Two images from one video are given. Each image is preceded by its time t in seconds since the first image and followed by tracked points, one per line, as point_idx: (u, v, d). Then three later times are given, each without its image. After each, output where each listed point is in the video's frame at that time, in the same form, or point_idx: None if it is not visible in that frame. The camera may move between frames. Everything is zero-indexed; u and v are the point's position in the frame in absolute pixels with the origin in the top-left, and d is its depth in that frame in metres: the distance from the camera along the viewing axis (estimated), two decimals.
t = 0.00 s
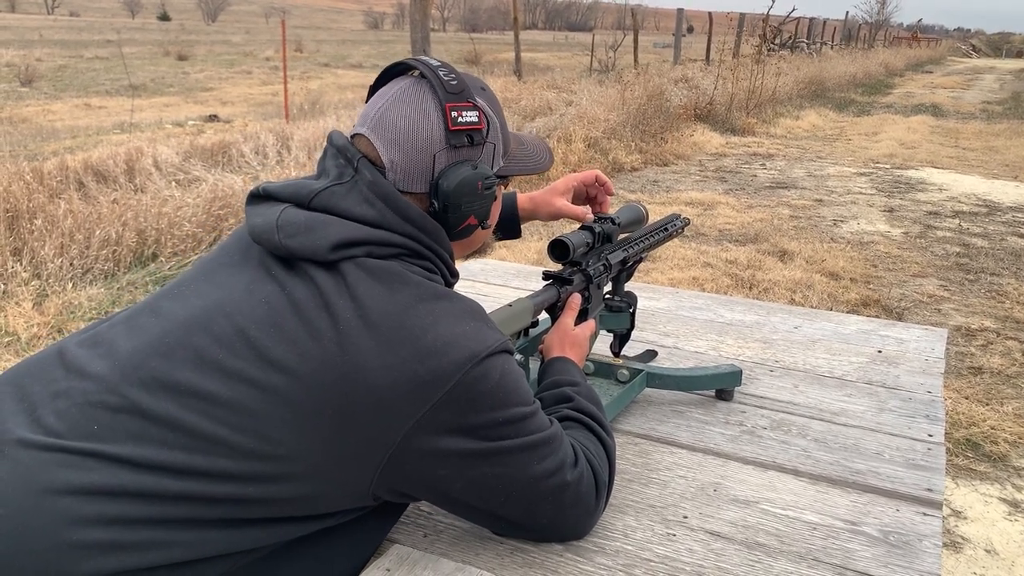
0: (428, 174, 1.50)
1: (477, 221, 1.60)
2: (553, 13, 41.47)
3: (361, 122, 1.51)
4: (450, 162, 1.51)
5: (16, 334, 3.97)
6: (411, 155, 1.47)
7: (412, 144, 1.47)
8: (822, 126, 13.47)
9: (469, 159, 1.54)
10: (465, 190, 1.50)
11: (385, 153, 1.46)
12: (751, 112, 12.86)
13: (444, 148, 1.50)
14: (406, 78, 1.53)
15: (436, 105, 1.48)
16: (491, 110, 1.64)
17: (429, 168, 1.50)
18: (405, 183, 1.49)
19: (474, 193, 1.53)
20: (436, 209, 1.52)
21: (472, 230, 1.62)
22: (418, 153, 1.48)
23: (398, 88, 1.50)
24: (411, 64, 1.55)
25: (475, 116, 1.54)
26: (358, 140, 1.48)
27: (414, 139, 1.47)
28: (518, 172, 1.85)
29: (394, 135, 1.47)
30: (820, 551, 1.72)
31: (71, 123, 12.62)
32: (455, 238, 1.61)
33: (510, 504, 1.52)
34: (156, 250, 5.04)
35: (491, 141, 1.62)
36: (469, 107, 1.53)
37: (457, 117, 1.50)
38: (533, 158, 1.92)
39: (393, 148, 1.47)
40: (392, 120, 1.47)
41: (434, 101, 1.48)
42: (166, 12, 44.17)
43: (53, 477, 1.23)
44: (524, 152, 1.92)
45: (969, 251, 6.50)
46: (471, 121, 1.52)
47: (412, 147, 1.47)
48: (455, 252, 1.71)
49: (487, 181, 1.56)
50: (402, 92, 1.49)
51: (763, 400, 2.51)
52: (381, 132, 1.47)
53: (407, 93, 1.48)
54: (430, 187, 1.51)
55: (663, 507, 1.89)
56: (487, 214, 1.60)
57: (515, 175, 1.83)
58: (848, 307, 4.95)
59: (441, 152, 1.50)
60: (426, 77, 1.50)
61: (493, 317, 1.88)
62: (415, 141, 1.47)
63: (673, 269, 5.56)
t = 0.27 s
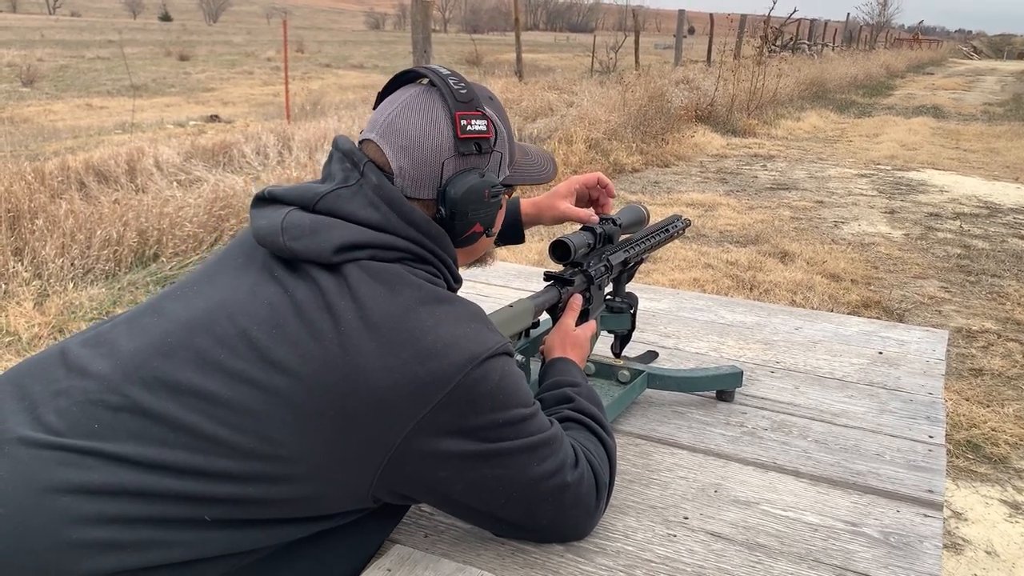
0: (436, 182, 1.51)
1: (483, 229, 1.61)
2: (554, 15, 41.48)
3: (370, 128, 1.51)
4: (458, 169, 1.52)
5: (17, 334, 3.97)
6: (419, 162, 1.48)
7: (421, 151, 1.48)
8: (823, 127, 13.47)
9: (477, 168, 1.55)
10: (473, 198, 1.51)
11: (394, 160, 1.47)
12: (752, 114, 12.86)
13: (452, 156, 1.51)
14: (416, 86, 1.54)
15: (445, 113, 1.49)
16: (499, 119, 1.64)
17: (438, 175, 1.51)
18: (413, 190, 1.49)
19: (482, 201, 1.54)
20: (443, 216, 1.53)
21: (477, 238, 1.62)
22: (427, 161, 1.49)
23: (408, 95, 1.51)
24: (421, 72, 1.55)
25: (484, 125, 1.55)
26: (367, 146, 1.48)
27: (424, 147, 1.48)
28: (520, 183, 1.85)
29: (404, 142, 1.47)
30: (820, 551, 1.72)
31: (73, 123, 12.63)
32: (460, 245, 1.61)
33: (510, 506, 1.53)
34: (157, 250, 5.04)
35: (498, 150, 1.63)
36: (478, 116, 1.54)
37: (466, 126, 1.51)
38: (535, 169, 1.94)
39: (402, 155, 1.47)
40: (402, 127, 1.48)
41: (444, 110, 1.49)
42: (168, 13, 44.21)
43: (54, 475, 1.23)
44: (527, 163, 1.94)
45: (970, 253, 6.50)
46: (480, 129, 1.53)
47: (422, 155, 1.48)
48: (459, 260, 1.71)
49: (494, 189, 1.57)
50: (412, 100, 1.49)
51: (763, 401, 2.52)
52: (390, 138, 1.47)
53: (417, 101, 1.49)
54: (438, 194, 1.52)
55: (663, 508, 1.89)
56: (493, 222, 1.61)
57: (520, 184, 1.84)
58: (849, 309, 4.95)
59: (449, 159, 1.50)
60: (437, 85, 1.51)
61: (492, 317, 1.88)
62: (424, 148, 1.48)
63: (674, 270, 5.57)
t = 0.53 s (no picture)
0: (448, 189, 1.52)
1: (491, 236, 1.62)
2: (555, 16, 41.48)
3: (382, 134, 1.53)
4: (469, 176, 1.54)
5: (18, 333, 3.97)
6: (432, 168, 1.50)
7: (435, 157, 1.49)
8: (825, 128, 13.47)
9: (487, 175, 1.57)
10: (484, 204, 1.53)
11: (408, 165, 1.48)
12: (753, 115, 12.86)
13: (464, 162, 1.52)
14: (429, 94, 1.56)
15: (459, 121, 1.52)
16: (509, 128, 1.67)
17: (450, 182, 1.52)
18: (425, 196, 1.51)
19: (492, 208, 1.56)
20: (454, 222, 1.54)
21: (485, 244, 1.64)
22: (440, 167, 1.50)
23: (422, 103, 1.53)
24: (434, 81, 1.57)
25: (495, 134, 1.57)
26: (380, 151, 1.49)
27: (438, 154, 1.50)
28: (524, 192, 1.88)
29: (418, 148, 1.49)
30: (821, 552, 1.72)
31: (74, 123, 12.64)
32: (468, 251, 1.62)
33: (513, 505, 1.53)
34: (159, 250, 5.04)
35: (508, 159, 1.65)
36: (490, 125, 1.56)
37: (479, 134, 1.53)
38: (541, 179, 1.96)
39: (415, 161, 1.49)
40: (415, 134, 1.49)
41: (457, 118, 1.51)
42: (170, 13, 44.25)
43: (60, 472, 1.24)
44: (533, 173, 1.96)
45: (972, 254, 6.49)
46: (491, 138, 1.56)
47: (435, 161, 1.50)
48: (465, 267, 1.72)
49: (504, 196, 1.59)
50: (426, 108, 1.51)
51: (764, 402, 2.52)
52: (404, 143, 1.49)
53: (431, 108, 1.51)
54: (449, 200, 1.53)
55: (665, 508, 1.90)
56: (502, 229, 1.63)
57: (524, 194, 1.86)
58: (850, 310, 4.95)
59: (462, 166, 1.52)
60: (450, 94, 1.53)
61: (495, 317, 1.88)
62: (438, 155, 1.50)
63: (675, 271, 5.57)
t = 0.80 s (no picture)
0: (447, 190, 1.52)
1: (493, 237, 1.62)
2: (557, 16, 41.46)
3: (382, 137, 1.53)
4: (469, 177, 1.53)
5: (21, 334, 3.98)
6: (432, 170, 1.50)
7: (433, 160, 1.49)
8: (827, 129, 13.46)
9: (487, 175, 1.57)
10: (483, 206, 1.52)
11: (406, 168, 1.48)
12: (755, 115, 12.86)
13: (463, 164, 1.52)
14: (428, 96, 1.55)
15: (457, 123, 1.51)
16: (510, 129, 1.66)
17: (449, 184, 1.52)
18: (424, 198, 1.51)
19: (491, 209, 1.55)
20: (454, 224, 1.54)
21: (486, 245, 1.64)
22: (439, 170, 1.50)
23: (420, 105, 1.52)
24: (433, 82, 1.57)
25: (495, 134, 1.56)
26: (379, 154, 1.50)
27: (437, 157, 1.49)
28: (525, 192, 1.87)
29: (416, 150, 1.49)
30: (823, 554, 1.72)
31: (76, 123, 12.65)
32: (469, 253, 1.62)
33: (515, 506, 1.53)
34: (161, 250, 5.04)
35: (508, 159, 1.64)
36: (489, 126, 1.55)
37: (477, 135, 1.52)
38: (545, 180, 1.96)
39: (415, 164, 1.49)
40: (414, 136, 1.49)
41: (456, 120, 1.51)
42: (172, 14, 44.32)
43: (63, 473, 1.24)
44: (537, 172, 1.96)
45: (973, 256, 6.49)
46: (490, 139, 1.55)
47: (434, 164, 1.49)
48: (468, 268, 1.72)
49: (503, 198, 1.58)
50: (424, 110, 1.51)
51: (766, 403, 2.52)
52: (403, 147, 1.49)
53: (430, 111, 1.51)
54: (449, 203, 1.53)
55: (667, 509, 1.90)
56: (503, 230, 1.63)
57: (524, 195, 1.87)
58: (852, 311, 4.95)
59: (461, 168, 1.52)
60: (449, 96, 1.53)
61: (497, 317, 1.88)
62: (436, 157, 1.50)
63: (677, 272, 5.57)
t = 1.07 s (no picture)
0: (464, 207, 1.55)
1: (504, 253, 1.66)
2: (558, 16, 41.42)
3: (402, 149, 1.56)
4: (486, 195, 1.57)
5: (23, 333, 3.99)
6: (450, 186, 1.53)
7: (453, 176, 1.53)
8: (829, 129, 13.43)
9: (504, 195, 1.60)
10: (498, 224, 1.56)
11: (425, 182, 1.51)
12: (756, 115, 12.85)
13: (481, 182, 1.55)
14: (450, 113, 1.58)
15: (478, 142, 1.55)
16: (527, 149, 1.69)
17: (466, 200, 1.55)
18: (441, 213, 1.54)
19: (506, 227, 1.59)
20: (468, 239, 1.57)
21: (497, 260, 1.67)
22: (457, 186, 1.53)
23: (442, 121, 1.56)
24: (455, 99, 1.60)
25: (514, 154, 1.60)
26: (398, 167, 1.53)
27: (456, 173, 1.53)
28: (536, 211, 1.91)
29: (435, 165, 1.52)
30: (826, 553, 1.72)
31: (78, 123, 12.67)
32: (480, 268, 1.66)
33: (515, 508, 1.53)
34: (163, 250, 5.04)
35: (524, 179, 1.68)
36: (509, 146, 1.59)
37: (497, 155, 1.56)
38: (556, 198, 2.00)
39: (433, 179, 1.52)
40: (435, 152, 1.52)
41: (478, 139, 1.55)
42: (174, 14, 44.35)
43: (64, 471, 1.24)
44: (548, 190, 2.00)
45: (976, 255, 6.49)
46: (510, 159, 1.58)
47: (453, 180, 1.53)
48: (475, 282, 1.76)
49: (518, 217, 1.62)
50: (446, 127, 1.54)
51: (769, 402, 2.52)
52: (423, 161, 1.52)
53: (452, 129, 1.54)
54: (464, 218, 1.56)
55: (669, 509, 1.90)
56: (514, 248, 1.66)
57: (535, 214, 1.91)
58: (854, 311, 4.94)
59: (479, 186, 1.55)
60: (471, 114, 1.56)
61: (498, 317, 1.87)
62: (455, 174, 1.53)
63: (679, 271, 5.57)
